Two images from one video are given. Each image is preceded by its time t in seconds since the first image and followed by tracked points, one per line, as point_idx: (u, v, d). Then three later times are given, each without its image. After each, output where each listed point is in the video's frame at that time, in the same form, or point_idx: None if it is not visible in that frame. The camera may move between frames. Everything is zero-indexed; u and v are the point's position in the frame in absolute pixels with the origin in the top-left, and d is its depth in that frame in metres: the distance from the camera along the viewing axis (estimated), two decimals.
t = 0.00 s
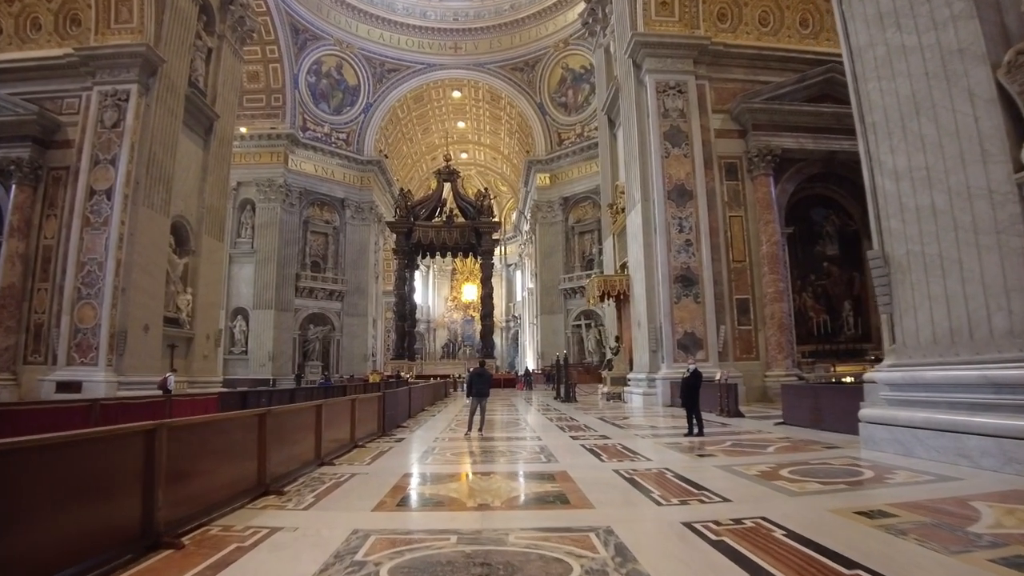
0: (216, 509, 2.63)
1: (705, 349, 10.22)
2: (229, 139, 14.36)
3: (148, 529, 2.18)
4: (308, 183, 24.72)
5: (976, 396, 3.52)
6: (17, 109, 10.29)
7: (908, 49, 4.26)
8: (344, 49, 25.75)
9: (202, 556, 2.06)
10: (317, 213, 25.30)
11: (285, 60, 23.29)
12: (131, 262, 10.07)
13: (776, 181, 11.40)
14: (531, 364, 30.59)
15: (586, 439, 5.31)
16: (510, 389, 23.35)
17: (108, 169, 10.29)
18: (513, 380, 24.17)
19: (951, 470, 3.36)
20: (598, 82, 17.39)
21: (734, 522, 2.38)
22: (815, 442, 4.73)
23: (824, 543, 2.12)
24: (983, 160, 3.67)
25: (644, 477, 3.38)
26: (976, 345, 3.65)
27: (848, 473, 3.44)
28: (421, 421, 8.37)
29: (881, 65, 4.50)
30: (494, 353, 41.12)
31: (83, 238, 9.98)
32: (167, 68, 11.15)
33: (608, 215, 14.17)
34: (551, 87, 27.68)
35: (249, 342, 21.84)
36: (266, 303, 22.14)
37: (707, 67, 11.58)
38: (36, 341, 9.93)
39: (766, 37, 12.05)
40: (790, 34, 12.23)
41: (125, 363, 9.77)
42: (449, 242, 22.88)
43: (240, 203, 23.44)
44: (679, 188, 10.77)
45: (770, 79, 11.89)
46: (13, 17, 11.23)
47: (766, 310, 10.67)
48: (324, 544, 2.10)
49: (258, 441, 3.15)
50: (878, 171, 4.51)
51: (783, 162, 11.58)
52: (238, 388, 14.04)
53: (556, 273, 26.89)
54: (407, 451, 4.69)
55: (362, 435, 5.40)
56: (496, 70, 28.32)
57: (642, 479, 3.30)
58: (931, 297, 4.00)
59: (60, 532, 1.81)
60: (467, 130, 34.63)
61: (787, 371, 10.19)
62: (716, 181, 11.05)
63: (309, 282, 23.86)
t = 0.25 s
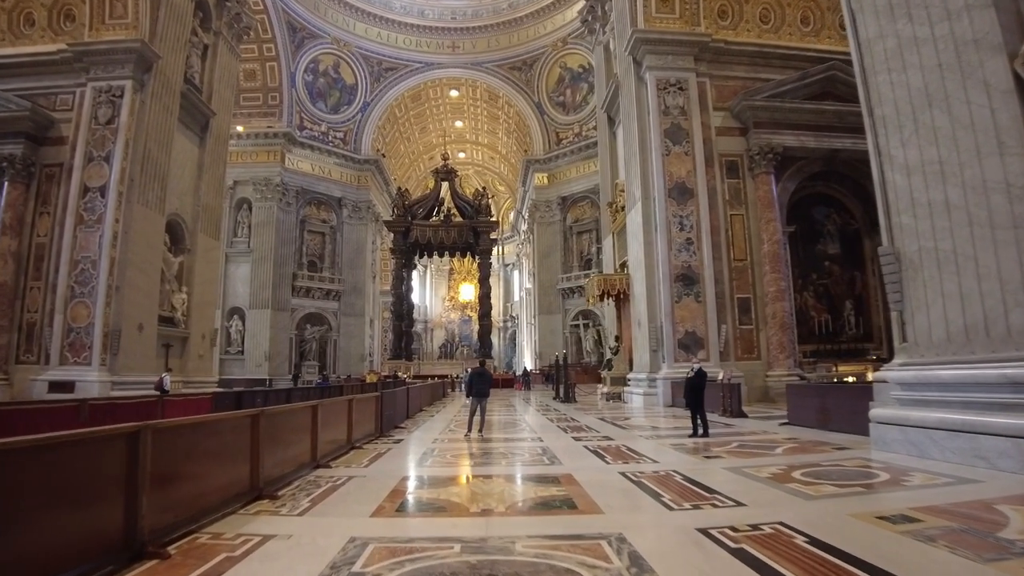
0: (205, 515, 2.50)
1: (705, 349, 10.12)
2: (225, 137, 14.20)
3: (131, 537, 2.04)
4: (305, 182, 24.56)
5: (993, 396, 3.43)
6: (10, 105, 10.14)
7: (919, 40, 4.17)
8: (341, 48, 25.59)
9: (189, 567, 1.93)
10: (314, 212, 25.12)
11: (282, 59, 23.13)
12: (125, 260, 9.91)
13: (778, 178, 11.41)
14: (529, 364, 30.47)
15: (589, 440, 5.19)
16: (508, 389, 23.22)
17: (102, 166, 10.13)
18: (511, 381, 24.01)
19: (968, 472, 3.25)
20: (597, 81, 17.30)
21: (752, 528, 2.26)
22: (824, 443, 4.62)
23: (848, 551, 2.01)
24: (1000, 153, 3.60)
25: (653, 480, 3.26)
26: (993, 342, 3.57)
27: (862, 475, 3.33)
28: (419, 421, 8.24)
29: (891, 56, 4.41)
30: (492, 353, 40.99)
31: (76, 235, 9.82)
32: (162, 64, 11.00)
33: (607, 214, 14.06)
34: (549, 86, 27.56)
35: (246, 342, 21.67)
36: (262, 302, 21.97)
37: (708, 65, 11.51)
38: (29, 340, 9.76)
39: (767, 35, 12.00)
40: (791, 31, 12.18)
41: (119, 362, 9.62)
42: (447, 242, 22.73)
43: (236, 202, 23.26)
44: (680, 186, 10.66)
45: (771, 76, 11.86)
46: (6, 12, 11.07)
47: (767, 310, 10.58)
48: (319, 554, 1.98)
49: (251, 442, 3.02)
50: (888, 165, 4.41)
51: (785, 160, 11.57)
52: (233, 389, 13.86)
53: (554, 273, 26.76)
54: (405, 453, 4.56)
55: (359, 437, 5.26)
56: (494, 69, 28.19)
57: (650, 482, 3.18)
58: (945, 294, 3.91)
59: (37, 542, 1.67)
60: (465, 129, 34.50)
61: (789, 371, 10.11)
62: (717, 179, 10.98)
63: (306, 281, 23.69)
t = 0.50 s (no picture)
0: (193, 524, 2.37)
1: (706, 350, 10.03)
2: (221, 135, 14.03)
3: (114, 549, 1.91)
4: (302, 181, 24.39)
5: (1011, 398, 3.36)
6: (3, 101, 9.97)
7: (932, 33, 4.10)
8: (338, 47, 25.43)
9: None
10: (310, 211, 24.95)
11: (279, 57, 22.97)
12: (118, 259, 9.74)
13: (780, 177, 11.45)
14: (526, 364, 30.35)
15: (591, 442, 5.07)
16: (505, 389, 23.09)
17: (96, 163, 9.97)
18: (509, 381, 23.87)
19: (987, 477, 3.16)
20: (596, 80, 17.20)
21: (771, 538, 2.15)
22: (832, 447, 4.52)
23: (876, 562, 1.90)
24: (1017, 148, 3.55)
25: (661, 486, 3.14)
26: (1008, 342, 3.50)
27: (875, 479, 3.23)
28: (417, 423, 8.11)
29: (902, 49, 4.31)
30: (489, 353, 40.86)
31: (69, 233, 9.66)
32: (157, 60, 10.85)
33: (607, 214, 13.94)
34: (547, 86, 27.44)
35: (242, 342, 21.49)
36: (258, 302, 21.79)
37: (709, 63, 11.48)
38: (20, 340, 9.59)
39: (768, 33, 11.98)
40: (792, 30, 12.19)
41: (113, 362, 9.46)
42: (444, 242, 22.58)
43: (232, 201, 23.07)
44: (680, 185, 10.58)
45: (773, 75, 11.87)
46: None
47: (768, 310, 10.50)
48: (314, 567, 1.85)
49: (242, 446, 2.89)
50: (898, 162, 4.32)
51: (787, 159, 11.61)
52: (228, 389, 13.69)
53: (552, 273, 26.63)
54: (403, 456, 4.42)
55: (355, 439, 5.12)
56: (492, 68, 28.06)
57: (659, 488, 3.06)
58: (959, 294, 3.83)
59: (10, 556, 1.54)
60: (462, 129, 34.37)
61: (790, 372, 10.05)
62: (718, 178, 10.94)
63: (302, 281, 23.52)
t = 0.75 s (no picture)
0: (180, 531, 2.24)
1: (707, 350, 9.95)
2: (216, 133, 13.88)
3: (90, 560, 1.79)
4: (299, 180, 24.24)
5: None
6: None
7: (944, 23, 4.02)
8: (335, 45, 25.27)
9: None
10: (307, 211, 24.79)
11: (276, 56, 22.81)
12: (112, 257, 9.60)
13: (781, 176, 11.47)
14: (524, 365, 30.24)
15: (593, 444, 4.96)
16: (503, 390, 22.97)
17: (90, 160, 9.82)
18: (507, 381, 23.75)
19: (1005, 480, 3.07)
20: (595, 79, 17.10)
21: (791, 546, 2.04)
22: (840, 448, 4.43)
23: (905, 572, 1.79)
24: None
25: (670, 490, 3.03)
26: None
27: (890, 483, 3.12)
28: (414, 424, 7.98)
29: (912, 40, 4.24)
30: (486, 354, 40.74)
31: (62, 231, 9.51)
32: (152, 56, 10.71)
33: (606, 213, 13.84)
34: (545, 85, 27.34)
35: (238, 341, 21.32)
36: (255, 301, 21.64)
37: (709, 61, 11.46)
38: (12, 339, 9.43)
39: (768, 31, 11.96)
40: (793, 27, 12.18)
41: (106, 362, 9.32)
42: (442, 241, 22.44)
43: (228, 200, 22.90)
44: (681, 183, 10.50)
45: (773, 73, 11.87)
46: None
47: (769, 310, 10.43)
48: None
49: (232, 449, 2.76)
50: (908, 155, 4.24)
51: (788, 158, 11.63)
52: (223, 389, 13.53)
53: (549, 273, 26.52)
54: (400, 458, 4.29)
55: (352, 441, 5.00)
56: (489, 68, 27.95)
57: (668, 492, 2.95)
58: (972, 291, 3.75)
59: None
60: (460, 129, 34.26)
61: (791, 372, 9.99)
62: (718, 176, 10.91)
63: (299, 281, 23.38)
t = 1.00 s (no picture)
0: (165, 544, 2.12)
1: (709, 350, 9.84)
2: (213, 132, 13.74)
3: None
4: (297, 180, 24.10)
5: None
6: None
7: (960, 16, 3.99)
8: (333, 45, 25.15)
9: None
10: (305, 211, 24.65)
11: (274, 56, 22.68)
12: (107, 258, 9.46)
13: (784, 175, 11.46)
14: (523, 366, 30.11)
15: (597, 448, 4.84)
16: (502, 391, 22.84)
17: (84, 160, 9.68)
18: (506, 383, 23.60)
19: None
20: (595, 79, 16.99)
21: (814, 559, 1.92)
22: (851, 452, 4.32)
23: None
24: None
25: (681, 497, 2.91)
26: None
27: (908, 488, 3.01)
28: (413, 426, 7.85)
29: (925, 34, 4.19)
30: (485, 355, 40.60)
31: (56, 231, 9.35)
32: (148, 54, 10.59)
33: (606, 213, 13.72)
34: (544, 85, 27.24)
35: (235, 343, 21.17)
36: (252, 302, 21.49)
37: (711, 59, 11.37)
38: (5, 341, 9.28)
39: (769, 29, 11.89)
40: (794, 25, 12.12)
41: (100, 364, 9.18)
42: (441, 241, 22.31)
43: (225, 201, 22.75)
44: (682, 183, 10.41)
45: (775, 71, 11.80)
46: None
47: (772, 310, 10.36)
48: None
49: (222, 454, 2.63)
50: (920, 151, 4.17)
51: (789, 157, 11.63)
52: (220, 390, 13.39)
53: (549, 274, 26.40)
54: (398, 463, 4.16)
55: (348, 445, 4.87)
56: (488, 68, 27.85)
57: (679, 500, 2.82)
58: (988, 289, 3.67)
59: None
60: (458, 129, 34.14)
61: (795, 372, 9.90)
62: (720, 175, 10.82)
63: (297, 281, 23.23)
